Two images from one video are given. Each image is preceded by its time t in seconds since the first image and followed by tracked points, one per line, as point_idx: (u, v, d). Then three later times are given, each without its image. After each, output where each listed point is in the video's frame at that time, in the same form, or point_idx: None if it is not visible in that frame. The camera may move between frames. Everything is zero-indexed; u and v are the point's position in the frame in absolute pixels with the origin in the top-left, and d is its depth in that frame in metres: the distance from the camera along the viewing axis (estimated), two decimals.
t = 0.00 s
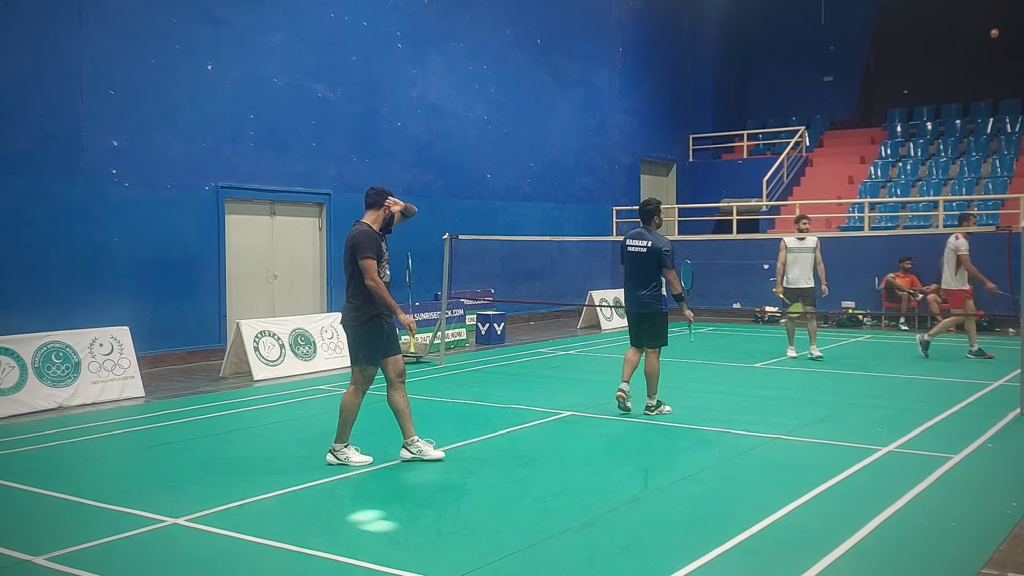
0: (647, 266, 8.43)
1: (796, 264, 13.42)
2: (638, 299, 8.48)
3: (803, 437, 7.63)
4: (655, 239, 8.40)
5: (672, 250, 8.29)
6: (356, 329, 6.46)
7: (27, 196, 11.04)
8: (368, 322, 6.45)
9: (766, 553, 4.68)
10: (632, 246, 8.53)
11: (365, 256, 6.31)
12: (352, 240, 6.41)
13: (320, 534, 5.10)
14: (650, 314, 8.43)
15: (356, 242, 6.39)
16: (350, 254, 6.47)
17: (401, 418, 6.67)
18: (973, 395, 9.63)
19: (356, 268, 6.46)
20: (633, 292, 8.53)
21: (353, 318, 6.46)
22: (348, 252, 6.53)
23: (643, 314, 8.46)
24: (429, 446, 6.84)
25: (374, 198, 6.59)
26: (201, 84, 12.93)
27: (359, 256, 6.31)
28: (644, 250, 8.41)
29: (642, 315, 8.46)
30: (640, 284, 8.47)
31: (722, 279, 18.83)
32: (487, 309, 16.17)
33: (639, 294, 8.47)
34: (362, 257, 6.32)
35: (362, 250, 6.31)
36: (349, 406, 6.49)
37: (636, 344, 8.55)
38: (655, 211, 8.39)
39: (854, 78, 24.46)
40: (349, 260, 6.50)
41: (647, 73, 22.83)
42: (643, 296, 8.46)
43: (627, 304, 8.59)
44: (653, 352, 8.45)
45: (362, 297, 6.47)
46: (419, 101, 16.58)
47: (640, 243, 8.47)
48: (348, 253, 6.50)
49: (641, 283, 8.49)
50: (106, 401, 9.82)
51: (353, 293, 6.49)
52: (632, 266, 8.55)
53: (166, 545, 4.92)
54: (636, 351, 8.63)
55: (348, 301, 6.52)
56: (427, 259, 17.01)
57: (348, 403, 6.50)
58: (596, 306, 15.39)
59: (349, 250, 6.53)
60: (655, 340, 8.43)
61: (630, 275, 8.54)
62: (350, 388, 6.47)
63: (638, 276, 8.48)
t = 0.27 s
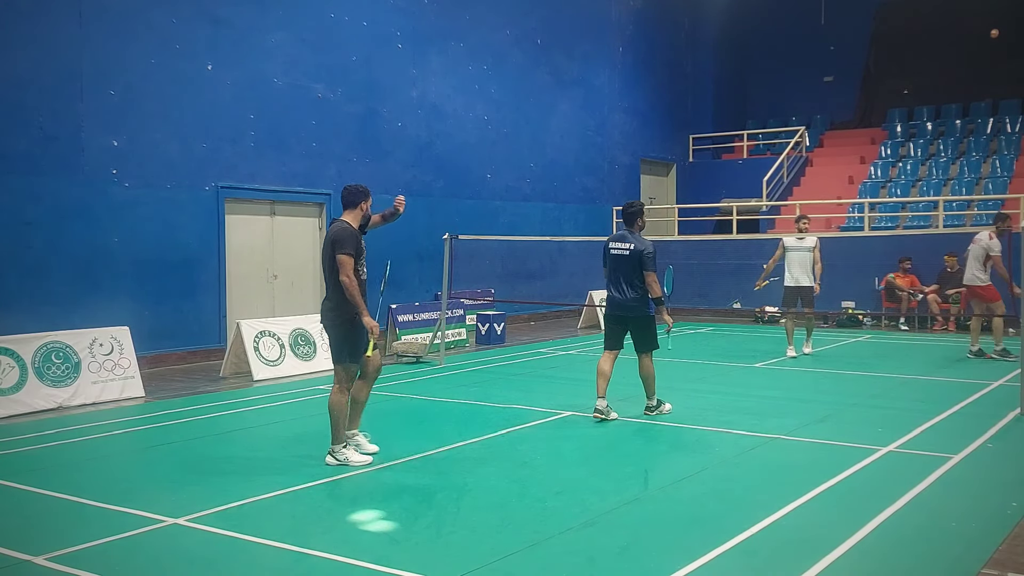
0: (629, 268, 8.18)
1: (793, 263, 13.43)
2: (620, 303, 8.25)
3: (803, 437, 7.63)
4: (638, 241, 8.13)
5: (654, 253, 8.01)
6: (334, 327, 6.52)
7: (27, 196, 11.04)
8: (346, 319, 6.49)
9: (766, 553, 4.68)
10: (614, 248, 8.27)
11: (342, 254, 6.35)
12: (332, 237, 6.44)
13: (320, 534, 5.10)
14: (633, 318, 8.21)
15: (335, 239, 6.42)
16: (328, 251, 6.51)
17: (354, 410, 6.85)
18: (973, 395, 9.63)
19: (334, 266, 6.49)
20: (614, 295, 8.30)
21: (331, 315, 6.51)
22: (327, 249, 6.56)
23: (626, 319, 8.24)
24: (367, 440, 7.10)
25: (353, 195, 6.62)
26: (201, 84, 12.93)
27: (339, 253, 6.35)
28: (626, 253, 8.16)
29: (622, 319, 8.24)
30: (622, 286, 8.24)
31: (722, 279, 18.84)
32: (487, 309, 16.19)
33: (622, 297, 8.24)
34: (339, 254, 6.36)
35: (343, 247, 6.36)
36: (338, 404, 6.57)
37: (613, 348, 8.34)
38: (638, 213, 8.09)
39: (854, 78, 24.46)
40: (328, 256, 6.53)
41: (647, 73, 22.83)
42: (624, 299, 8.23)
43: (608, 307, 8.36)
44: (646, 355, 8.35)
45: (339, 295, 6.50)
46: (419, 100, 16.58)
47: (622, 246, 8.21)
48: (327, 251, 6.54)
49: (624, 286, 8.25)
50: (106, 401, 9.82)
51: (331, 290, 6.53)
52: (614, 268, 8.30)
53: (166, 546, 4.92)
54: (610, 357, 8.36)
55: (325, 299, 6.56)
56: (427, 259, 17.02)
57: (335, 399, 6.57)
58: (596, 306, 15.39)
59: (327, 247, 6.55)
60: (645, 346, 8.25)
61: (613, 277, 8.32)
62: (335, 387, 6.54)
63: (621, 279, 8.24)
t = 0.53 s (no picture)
0: (614, 267, 7.96)
1: (798, 264, 13.41)
2: (606, 303, 8.01)
3: (803, 437, 7.63)
4: (622, 238, 7.94)
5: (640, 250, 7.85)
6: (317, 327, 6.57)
7: (26, 196, 11.03)
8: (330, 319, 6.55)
9: (766, 553, 4.69)
10: (597, 247, 8.05)
11: (325, 256, 6.39)
12: (317, 237, 6.49)
13: (320, 534, 5.10)
14: (620, 318, 7.98)
15: (320, 239, 6.47)
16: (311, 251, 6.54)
17: (297, 413, 6.83)
18: (973, 395, 9.63)
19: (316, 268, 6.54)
20: (600, 295, 8.05)
21: (314, 316, 6.56)
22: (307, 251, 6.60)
23: (614, 319, 8.02)
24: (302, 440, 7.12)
25: (333, 196, 6.66)
26: (200, 84, 12.93)
27: (324, 254, 6.40)
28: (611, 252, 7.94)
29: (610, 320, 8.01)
30: (608, 286, 8.00)
31: (722, 279, 18.85)
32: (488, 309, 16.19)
33: (607, 298, 8.01)
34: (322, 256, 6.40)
35: (329, 247, 6.41)
36: (338, 404, 6.61)
37: (601, 348, 8.12)
38: (618, 211, 8.01)
39: (854, 78, 24.46)
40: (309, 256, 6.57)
41: (647, 73, 22.83)
42: (612, 299, 7.99)
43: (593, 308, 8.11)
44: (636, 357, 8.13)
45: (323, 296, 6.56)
46: (419, 100, 16.58)
47: (606, 244, 7.99)
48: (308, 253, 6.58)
49: (608, 286, 8.03)
50: (106, 401, 9.82)
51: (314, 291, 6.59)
52: (598, 267, 8.07)
53: (166, 546, 4.92)
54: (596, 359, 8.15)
55: (308, 301, 6.61)
56: (427, 259, 17.02)
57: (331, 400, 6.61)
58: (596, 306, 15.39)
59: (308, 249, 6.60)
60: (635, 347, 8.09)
61: (597, 277, 8.09)
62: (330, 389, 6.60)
63: (606, 279, 8.02)
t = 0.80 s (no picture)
0: (605, 268, 7.77)
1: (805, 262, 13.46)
2: (598, 304, 7.82)
3: (803, 437, 7.63)
4: (611, 238, 7.76)
5: (630, 249, 7.67)
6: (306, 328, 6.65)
7: (27, 196, 11.04)
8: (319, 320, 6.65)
9: (766, 553, 4.69)
10: (585, 249, 7.88)
11: (316, 258, 6.49)
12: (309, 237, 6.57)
13: (320, 534, 5.10)
14: (614, 318, 7.80)
15: (313, 240, 6.55)
16: (300, 251, 6.62)
17: (285, 416, 6.89)
18: (973, 395, 9.63)
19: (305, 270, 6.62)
20: (591, 297, 7.87)
21: (302, 317, 6.68)
22: (293, 252, 6.67)
23: (605, 321, 7.83)
24: (299, 442, 7.14)
25: (317, 197, 6.73)
26: (201, 84, 12.93)
27: (318, 253, 6.49)
28: (600, 252, 7.75)
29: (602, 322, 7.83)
30: (598, 288, 7.81)
31: (722, 279, 18.85)
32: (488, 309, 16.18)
33: (599, 299, 7.81)
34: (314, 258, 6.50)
35: (324, 247, 6.51)
36: (332, 400, 6.65)
37: (595, 352, 7.95)
38: (607, 209, 7.89)
39: (854, 78, 24.47)
40: (298, 257, 6.63)
41: (647, 73, 22.83)
42: (602, 301, 7.80)
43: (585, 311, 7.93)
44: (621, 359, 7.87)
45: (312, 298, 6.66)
46: (419, 100, 16.58)
47: (595, 245, 7.82)
48: (295, 255, 6.65)
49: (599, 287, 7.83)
50: (106, 401, 9.82)
51: (301, 292, 6.66)
52: (588, 269, 7.88)
53: (166, 546, 4.92)
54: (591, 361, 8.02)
55: (294, 301, 6.68)
56: (427, 258, 17.02)
57: (326, 396, 6.66)
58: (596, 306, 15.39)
59: (294, 251, 6.66)
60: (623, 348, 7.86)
61: (588, 279, 7.90)
62: (323, 384, 6.64)
63: (596, 280, 7.83)
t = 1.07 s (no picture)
0: (599, 269, 7.62)
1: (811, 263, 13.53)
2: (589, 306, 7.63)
3: (803, 437, 7.63)
4: (605, 239, 7.61)
5: (625, 251, 7.53)
6: (308, 326, 6.74)
7: (27, 196, 11.03)
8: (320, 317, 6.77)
9: (767, 553, 4.68)
10: (579, 249, 7.73)
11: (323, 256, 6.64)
12: (310, 236, 6.70)
13: (320, 534, 5.10)
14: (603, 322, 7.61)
15: (315, 238, 6.69)
16: (299, 250, 6.70)
17: (282, 415, 6.89)
18: (973, 395, 9.62)
19: (306, 268, 6.72)
20: (581, 299, 7.70)
21: (302, 315, 6.72)
22: (290, 251, 6.73)
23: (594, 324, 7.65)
24: (299, 442, 7.15)
25: (310, 197, 6.87)
26: (201, 84, 12.93)
27: (322, 251, 6.64)
28: (594, 253, 7.60)
29: (591, 325, 7.65)
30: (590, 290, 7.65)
31: (722, 279, 18.85)
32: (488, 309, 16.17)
33: (589, 301, 7.63)
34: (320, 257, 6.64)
35: (327, 245, 6.67)
36: (333, 392, 6.80)
37: (594, 356, 7.67)
38: (603, 211, 7.68)
39: (854, 78, 24.47)
40: (296, 256, 6.71)
41: (647, 73, 22.83)
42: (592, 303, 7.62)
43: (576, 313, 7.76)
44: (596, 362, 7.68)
45: (312, 296, 6.77)
46: (419, 101, 16.57)
47: (589, 246, 7.66)
48: (293, 253, 6.71)
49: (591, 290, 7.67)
50: (106, 401, 9.82)
51: (300, 290, 6.73)
52: (581, 270, 7.72)
53: (166, 546, 4.92)
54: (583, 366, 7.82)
55: (293, 300, 6.74)
56: (427, 258, 17.02)
57: (326, 390, 6.79)
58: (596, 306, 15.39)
59: (292, 250, 6.73)
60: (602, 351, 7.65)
61: (580, 281, 7.74)
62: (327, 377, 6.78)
63: (589, 281, 7.66)
